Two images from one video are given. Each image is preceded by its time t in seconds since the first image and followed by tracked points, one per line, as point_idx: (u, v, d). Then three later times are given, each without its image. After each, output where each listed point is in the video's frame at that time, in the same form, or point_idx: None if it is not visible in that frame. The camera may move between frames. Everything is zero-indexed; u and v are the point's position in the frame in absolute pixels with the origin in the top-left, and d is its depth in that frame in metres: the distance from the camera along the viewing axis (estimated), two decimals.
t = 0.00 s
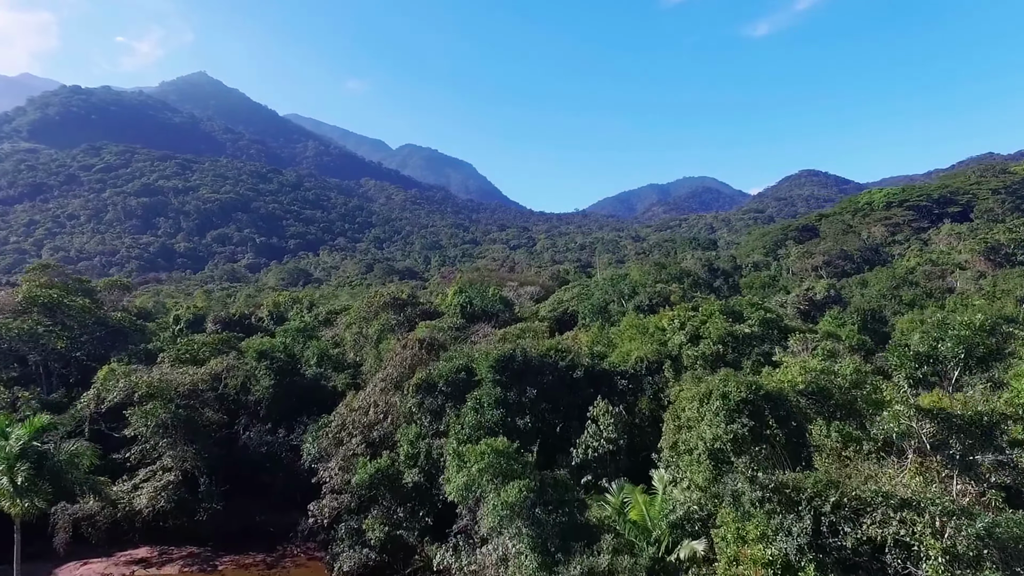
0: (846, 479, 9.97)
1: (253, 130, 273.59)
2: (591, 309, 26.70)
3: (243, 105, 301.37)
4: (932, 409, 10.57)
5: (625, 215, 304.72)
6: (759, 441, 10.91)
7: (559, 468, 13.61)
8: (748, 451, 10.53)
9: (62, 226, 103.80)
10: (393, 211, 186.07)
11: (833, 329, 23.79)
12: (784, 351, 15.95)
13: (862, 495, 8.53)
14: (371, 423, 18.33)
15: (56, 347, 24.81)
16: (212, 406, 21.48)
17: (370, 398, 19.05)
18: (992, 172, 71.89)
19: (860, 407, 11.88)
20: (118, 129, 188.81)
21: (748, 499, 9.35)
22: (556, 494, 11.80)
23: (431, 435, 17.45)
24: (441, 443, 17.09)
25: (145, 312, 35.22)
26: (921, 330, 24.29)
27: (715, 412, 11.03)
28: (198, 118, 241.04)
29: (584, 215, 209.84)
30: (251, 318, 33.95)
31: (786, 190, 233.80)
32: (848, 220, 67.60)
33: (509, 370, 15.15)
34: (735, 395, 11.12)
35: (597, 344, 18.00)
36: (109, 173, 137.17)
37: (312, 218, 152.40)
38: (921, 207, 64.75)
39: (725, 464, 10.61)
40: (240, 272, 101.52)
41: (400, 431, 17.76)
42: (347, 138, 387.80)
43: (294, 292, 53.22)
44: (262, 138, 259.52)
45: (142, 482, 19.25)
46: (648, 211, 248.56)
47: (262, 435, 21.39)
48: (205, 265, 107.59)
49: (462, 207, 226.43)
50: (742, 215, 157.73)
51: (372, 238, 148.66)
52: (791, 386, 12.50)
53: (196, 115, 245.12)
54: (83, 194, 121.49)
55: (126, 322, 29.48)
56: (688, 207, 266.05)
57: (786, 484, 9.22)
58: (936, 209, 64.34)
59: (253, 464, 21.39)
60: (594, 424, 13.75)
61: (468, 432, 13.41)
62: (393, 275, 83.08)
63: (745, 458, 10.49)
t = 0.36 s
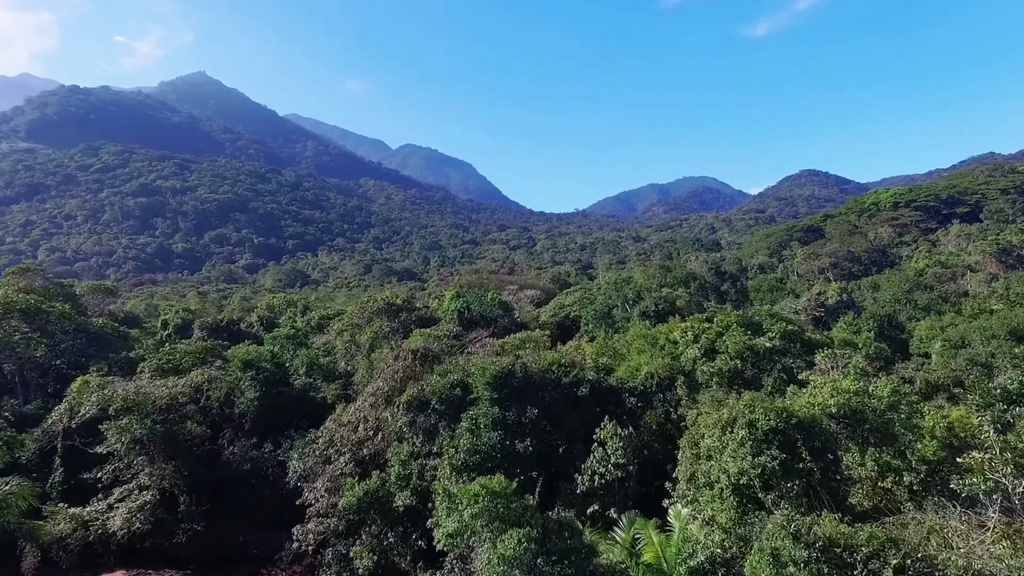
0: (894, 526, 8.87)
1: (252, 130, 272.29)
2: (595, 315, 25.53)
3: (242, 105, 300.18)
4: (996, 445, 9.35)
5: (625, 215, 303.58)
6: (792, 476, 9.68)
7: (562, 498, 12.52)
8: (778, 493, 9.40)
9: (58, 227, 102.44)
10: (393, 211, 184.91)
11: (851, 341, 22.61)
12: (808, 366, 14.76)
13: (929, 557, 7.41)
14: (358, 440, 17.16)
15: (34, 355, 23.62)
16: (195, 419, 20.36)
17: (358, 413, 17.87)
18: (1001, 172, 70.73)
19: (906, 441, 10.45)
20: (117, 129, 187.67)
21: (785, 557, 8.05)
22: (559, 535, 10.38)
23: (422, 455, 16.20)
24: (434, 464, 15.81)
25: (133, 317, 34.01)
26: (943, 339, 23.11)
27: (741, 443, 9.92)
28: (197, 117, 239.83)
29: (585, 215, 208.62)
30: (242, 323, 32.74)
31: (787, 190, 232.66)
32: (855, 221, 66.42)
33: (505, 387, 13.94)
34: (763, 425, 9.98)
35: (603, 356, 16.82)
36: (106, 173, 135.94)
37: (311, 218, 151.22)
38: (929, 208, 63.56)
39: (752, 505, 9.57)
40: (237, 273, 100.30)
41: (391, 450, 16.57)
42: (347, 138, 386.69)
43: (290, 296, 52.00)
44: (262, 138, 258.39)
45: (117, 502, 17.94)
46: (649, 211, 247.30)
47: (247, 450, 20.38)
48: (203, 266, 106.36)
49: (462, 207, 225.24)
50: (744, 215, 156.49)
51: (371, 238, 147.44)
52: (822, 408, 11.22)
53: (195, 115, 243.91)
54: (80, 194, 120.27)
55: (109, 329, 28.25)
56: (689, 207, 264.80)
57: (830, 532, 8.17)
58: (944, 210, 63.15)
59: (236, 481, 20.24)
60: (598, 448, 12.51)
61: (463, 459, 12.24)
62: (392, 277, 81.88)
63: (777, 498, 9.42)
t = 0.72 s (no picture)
0: None
1: (251, 129, 271.06)
2: (599, 321, 24.38)
3: (241, 105, 298.97)
4: None
5: (626, 215, 302.42)
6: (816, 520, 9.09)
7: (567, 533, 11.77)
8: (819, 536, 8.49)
9: (53, 228, 101.14)
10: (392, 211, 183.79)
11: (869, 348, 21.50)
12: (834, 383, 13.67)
13: None
14: (347, 460, 15.86)
15: (10, 363, 22.30)
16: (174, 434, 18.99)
17: (348, 429, 16.64)
18: (1008, 172, 69.67)
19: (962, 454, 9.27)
20: (115, 129, 186.41)
21: None
22: None
23: (414, 478, 15.04)
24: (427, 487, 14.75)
25: (119, 322, 32.76)
26: (965, 346, 22.00)
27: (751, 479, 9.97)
28: (196, 117, 238.66)
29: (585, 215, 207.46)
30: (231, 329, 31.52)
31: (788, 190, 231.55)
32: (861, 220, 65.30)
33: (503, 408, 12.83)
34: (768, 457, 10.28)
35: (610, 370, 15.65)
36: (103, 172, 134.68)
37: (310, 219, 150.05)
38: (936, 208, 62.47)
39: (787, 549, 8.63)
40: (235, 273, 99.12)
41: (380, 473, 15.38)
42: (346, 138, 385.58)
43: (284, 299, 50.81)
44: (261, 138, 257.30)
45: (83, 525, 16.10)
46: (650, 211, 246.21)
47: (228, 467, 19.07)
48: (200, 267, 105.12)
49: (461, 207, 224.16)
50: (746, 215, 155.36)
51: (370, 238, 146.32)
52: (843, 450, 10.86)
53: (193, 115, 242.63)
54: (76, 194, 118.98)
55: (88, 336, 26.90)
56: (690, 207, 263.67)
57: None
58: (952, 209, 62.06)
59: (218, 500, 19.01)
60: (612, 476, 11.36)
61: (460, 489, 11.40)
62: (391, 278, 80.67)
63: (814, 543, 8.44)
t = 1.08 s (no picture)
0: (930, 563, 8.20)
1: (252, 130, 271.48)
2: (597, 319, 24.82)
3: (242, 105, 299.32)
4: None
5: (626, 215, 302.76)
6: (814, 501, 9.10)
7: (565, 516, 11.82)
8: (803, 518, 8.86)
9: (55, 228, 101.58)
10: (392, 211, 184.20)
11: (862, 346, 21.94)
12: (824, 377, 14.05)
13: None
14: (352, 452, 16.51)
15: (21, 359, 22.97)
16: (184, 427, 19.64)
17: (352, 423, 17.22)
18: (1005, 172, 70.03)
19: (933, 445, 9.91)
20: (116, 129, 186.85)
21: None
22: (563, 568, 10.17)
23: (418, 470, 15.55)
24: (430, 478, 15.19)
25: (124, 320, 33.26)
26: (955, 344, 22.43)
27: (760, 465, 9.40)
28: (196, 117, 239.08)
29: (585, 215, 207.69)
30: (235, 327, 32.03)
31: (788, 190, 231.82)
32: (859, 221, 65.71)
33: (503, 400, 13.31)
34: (783, 445, 9.44)
35: (606, 366, 16.10)
36: (105, 173, 135.16)
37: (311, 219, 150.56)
38: (933, 208, 62.84)
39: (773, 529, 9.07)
40: (235, 273, 99.59)
41: (385, 464, 15.85)
42: (347, 138, 386.02)
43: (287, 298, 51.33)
44: (262, 138, 257.76)
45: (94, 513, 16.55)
46: (649, 211, 246.41)
47: (237, 460, 19.65)
48: (200, 267, 105.55)
49: (462, 207, 224.47)
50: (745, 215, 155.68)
51: (370, 238, 146.73)
52: (842, 425, 10.63)
53: (194, 115, 243.07)
54: (78, 194, 119.43)
55: (98, 333, 27.51)
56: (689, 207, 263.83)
57: (854, 556, 7.63)
58: (949, 210, 62.43)
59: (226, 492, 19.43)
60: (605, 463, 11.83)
61: (459, 476, 11.48)
62: (392, 278, 81.12)
63: (797, 524, 8.87)
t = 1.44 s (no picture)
0: None
1: (251, 130, 270.17)
2: (601, 327, 23.63)
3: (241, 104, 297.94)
4: None
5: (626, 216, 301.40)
6: (863, 556, 8.07)
7: (571, 554, 10.57)
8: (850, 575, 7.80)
9: (51, 228, 100.30)
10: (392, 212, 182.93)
11: (881, 355, 20.77)
12: (856, 400, 12.83)
13: None
14: (339, 474, 15.30)
15: None
16: (164, 443, 18.49)
17: (340, 441, 16.05)
18: (1014, 172, 68.79)
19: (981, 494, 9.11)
20: (114, 129, 185.45)
21: None
22: None
23: (409, 495, 14.33)
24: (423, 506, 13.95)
25: (111, 326, 32.00)
26: (980, 354, 21.24)
27: (800, 512, 8.34)
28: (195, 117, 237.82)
29: (587, 216, 206.19)
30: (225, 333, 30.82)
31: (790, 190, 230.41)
32: (866, 221, 64.43)
33: (501, 423, 12.16)
34: (827, 490, 8.40)
35: (613, 382, 14.91)
36: (102, 172, 133.88)
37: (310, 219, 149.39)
38: (942, 209, 61.57)
39: None
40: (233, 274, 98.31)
41: (374, 488, 14.63)
42: (346, 138, 384.65)
43: (282, 300, 50.07)
44: (261, 138, 256.48)
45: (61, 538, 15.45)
46: (651, 212, 244.94)
47: (218, 478, 18.29)
48: (198, 267, 104.27)
49: (462, 207, 223.08)
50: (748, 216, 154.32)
51: (369, 239, 145.49)
52: (887, 461, 9.47)
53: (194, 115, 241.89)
54: (75, 194, 118.11)
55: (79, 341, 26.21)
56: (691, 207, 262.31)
57: None
58: (957, 210, 61.16)
59: (207, 514, 18.21)
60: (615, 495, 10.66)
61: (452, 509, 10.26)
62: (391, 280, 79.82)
63: None
